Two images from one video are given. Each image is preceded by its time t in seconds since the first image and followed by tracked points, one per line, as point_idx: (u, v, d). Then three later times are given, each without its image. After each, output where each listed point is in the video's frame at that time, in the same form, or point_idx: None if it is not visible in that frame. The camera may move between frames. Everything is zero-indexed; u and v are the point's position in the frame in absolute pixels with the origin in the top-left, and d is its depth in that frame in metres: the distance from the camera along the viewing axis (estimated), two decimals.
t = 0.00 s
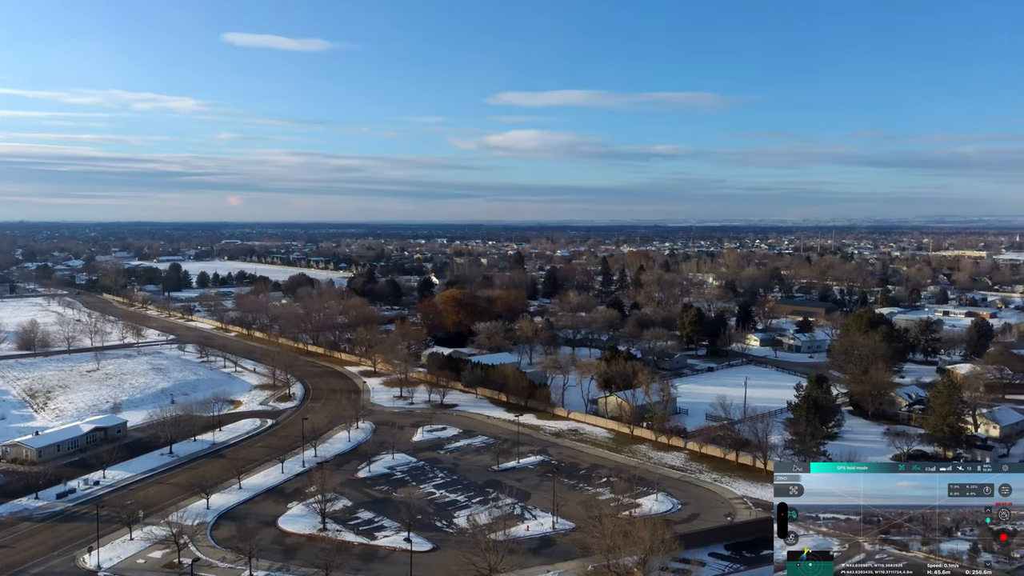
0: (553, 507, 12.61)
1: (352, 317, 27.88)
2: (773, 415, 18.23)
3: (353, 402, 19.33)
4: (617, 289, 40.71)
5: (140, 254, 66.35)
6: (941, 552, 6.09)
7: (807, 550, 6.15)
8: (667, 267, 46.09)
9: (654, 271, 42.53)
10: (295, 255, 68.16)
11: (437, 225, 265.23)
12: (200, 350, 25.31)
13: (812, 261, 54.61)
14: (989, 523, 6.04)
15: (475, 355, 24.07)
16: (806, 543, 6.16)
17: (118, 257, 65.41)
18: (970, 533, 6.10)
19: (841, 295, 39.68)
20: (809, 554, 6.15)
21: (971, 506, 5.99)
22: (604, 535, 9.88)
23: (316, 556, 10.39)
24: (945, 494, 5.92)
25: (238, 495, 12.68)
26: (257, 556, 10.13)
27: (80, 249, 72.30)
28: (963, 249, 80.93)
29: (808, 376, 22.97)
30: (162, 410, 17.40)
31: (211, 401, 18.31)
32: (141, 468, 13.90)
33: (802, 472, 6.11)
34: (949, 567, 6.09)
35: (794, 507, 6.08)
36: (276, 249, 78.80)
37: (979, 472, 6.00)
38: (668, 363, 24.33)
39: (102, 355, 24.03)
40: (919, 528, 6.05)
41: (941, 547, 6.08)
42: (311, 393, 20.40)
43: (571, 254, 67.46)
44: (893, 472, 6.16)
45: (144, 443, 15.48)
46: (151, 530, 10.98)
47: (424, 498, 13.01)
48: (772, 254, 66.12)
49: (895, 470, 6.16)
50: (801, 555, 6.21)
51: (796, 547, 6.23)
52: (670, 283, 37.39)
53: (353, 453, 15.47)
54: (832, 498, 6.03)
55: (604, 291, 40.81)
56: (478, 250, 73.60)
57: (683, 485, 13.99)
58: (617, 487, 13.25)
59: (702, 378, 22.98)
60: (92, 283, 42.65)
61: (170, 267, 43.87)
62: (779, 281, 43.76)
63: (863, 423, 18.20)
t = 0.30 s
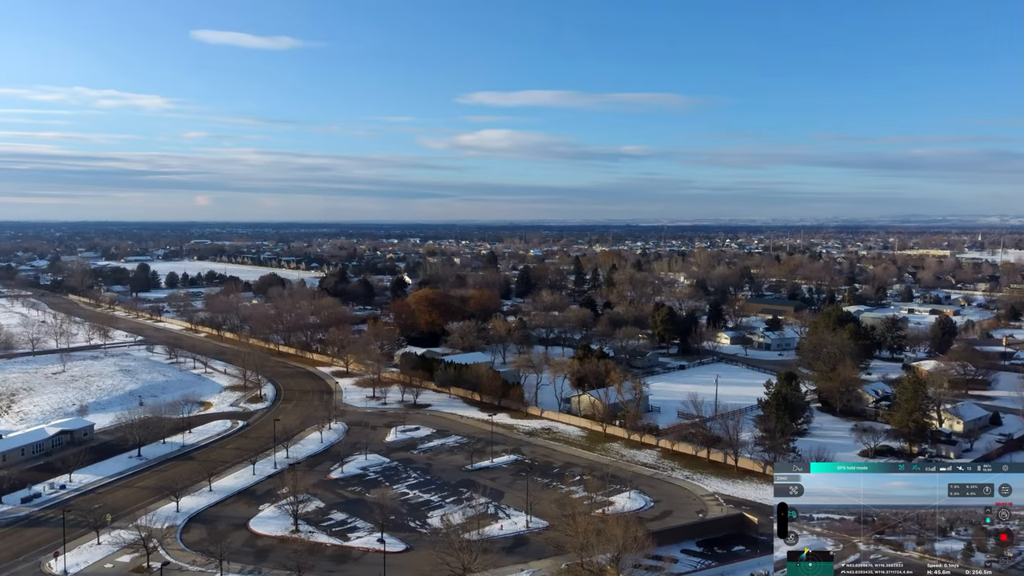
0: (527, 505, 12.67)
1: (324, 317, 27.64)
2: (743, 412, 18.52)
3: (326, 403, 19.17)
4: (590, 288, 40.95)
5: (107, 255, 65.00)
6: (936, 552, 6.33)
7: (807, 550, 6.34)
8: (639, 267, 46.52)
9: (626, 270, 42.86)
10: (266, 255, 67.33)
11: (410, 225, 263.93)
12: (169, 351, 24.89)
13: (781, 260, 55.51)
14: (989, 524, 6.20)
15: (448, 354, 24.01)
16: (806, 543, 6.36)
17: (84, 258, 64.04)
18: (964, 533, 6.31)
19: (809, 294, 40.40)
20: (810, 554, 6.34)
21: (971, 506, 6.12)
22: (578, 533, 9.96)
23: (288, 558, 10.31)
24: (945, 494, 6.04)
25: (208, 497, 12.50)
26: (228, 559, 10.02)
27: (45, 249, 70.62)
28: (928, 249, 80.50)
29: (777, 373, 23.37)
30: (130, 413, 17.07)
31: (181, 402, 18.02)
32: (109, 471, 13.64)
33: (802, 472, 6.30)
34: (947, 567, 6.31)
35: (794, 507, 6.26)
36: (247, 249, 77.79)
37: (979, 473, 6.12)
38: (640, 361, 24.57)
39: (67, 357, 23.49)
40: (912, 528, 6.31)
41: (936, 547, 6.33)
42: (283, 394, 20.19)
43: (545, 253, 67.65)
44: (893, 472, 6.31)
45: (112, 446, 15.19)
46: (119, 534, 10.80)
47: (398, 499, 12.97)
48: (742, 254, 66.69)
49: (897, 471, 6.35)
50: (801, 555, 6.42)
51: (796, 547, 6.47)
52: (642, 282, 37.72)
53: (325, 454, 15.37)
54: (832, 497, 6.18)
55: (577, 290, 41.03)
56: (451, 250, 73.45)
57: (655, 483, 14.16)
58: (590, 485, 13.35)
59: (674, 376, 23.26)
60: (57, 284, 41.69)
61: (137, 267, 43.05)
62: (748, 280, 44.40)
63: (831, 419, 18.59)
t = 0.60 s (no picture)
0: (500, 505, 12.71)
1: (295, 318, 27.38)
2: (714, 409, 18.78)
3: (298, 404, 18.98)
4: (563, 288, 41.11)
5: (73, 255, 63.57)
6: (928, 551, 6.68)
7: (806, 551, 6.59)
8: (612, 266, 46.81)
9: (599, 269, 43.10)
10: (236, 255, 66.43)
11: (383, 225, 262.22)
12: (137, 352, 24.45)
13: (751, 259, 56.30)
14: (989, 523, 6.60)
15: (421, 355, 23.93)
16: (806, 543, 6.62)
17: (49, 258, 62.57)
18: (956, 533, 6.62)
19: (779, 293, 41.04)
20: (809, 554, 6.60)
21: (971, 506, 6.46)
22: (552, 531, 10.01)
23: (260, 561, 10.21)
24: (945, 493, 6.40)
25: (178, 501, 12.32)
26: (199, 563, 9.89)
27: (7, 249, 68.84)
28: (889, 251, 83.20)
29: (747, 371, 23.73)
30: (97, 415, 16.74)
31: (150, 404, 17.71)
32: (76, 475, 13.37)
33: (803, 472, 6.42)
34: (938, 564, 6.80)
35: (794, 506, 6.40)
36: (218, 249, 76.64)
37: (979, 473, 6.48)
38: (613, 360, 24.77)
39: (32, 359, 22.96)
40: (904, 527, 6.71)
41: (929, 545, 6.72)
42: (254, 395, 19.96)
43: (519, 253, 67.68)
44: (893, 472, 6.55)
45: (79, 450, 14.88)
46: (86, 539, 10.59)
47: (371, 500, 12.92)
48: (713, 253, 67.15)
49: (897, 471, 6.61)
50: (802, 555, 6.67)
51: (796, 547, 6.69)
52: (615, 281, 37.98)
53: (297, 455, 15.23)
54: (829, 497, 6.36)
55: (550, 290, 41.16)
56: (424, 250, 73.13)
57: (628, 481, 14.30)
58: (564, 484, 13.41)
59: (646, 374, 23.49)
60: (20, 285, 40.66)
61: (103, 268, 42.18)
62: (720, 279, 44.97)
63: (800, 416, 18.95)
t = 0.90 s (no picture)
0: (475, 505, 12.72)
1: (267, 319, 27.06)
2: (686, 408, 19.00)
3: (269, 406, 18.76)
4: (537, 288, 41.20)
5: (37, 256, 62.09)
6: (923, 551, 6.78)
7: (806, 550, 6.72)
8: (586, 266, 47.05)
9: (573, 269, 43.27)
10: (206, 256, 65.44)
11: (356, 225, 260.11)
12: (104, 355, 23.98)
13: (722, 258, 56.97)
14: (987, 523, 6.66)
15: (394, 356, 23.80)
16: (806, 543, 6.81)
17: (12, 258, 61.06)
18: (951, 533, 6.71)
19: (750, 292, 41.61)
20: (809, 554, 6.72)
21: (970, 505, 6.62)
22: (526, 531, 10.06)
23: (232, 565, 10.09)
24: (944, 493, 6.58)
25: (148, 505, 12.12)
26: (169, 568, 9.75)
27: None
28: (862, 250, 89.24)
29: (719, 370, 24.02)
30: (63, 419, 16.38)
31: (118, 407, 17.38)
32: (41, 481, 13.07)
33: (803, 473, 6.79)
34: (935, 566, 6.81)
35: (794, 506, 6.77)
36: (187, 250, 75.39)
37: (978, 474, 6.67)
38: (587, 359, 24.92)
39: None
40: (900, 528, 6.84)
41: (923, 546, 6.80)
42: (225, 397, 19.69)
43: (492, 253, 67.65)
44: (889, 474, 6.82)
45: (44, 454, 14.55)
46: (52, 545, 10.37)
47: (344, 502, 12.84)
48: (685, 253, 67.63)
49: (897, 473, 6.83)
50: (802, 556, 6.73)
51: (796, 548, 6.80)
52: (588, 281, 38.17)
53: (269, 457, 15.08)
54: (828, 497, 6.68)
55: (524, 290, 41.22)
56: (398, 250, 72.71)
57: (602, 480, 14.41)
58: (538, 484, 13.46)
59: (619, 374, 23.66)
60: None
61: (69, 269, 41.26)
62: (692, 279, 45.46)
63: (771, 414, 19.26)
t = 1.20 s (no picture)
0: (449, 506, 12.72)
1: (238, 320, 26.72)
2: (659, 407, 19.20)
3: (241, 408, 18.56)
4: (510, 288, 41.30)
5: None
6: (915, 551, 6.36)
7: (807, 550, 6.41)
8: (559, 266, 47.27)
9: (546, 269, 43.43)
10: (175, 257, 64.40)
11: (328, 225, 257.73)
12: (70, 357, 23.49)
13: (693, 259, 57.68)
14: (988, 523, 6.23)
15: (368, 356, 23.69)
16: (806, 543, 6.44)
17: None
18: (943, 533, 6.31)
19: (720, 292, 42.20)
20: (809, 553, 6.41)
21: (971, 505, 6.16)
22: (501, 531, 10.06)
23: (203, 569, 9.96)
24: (944, 493, 6.15)
25: (116, 510, 11.91)
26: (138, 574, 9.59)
27: None
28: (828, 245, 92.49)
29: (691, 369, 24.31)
30: (28, 423, 16.01)
31: (85, 411, 17.03)
32: (5, 486, 12.77)
33: (803, 472, 6.41)
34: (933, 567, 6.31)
35: (794, 507, 6.39)
36: (156, 250, 74.09)
37: (978, 473, 6.19)
38: (560, 359, 25.06)
39: None
40: (891, 527, 6.42)
41: (914, 546, 6.37)
42: (196, 400, 19.42)
43: (465, 252, 67.55)
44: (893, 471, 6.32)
45: (8, 460, 14.20)
46: (17, 552, 10.14)
47: (317, 504, 12.75)
48: (657, 253, 68.11)
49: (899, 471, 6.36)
50: (801, 555, 6.45)
51: (796, 548, 6.49)
52: (562, 281, 38.37)
53: (241, 460, 14.91)
54: (829, 496, 6.30)
55: (497, 290, 41.28)
56: (371, 250, 72.32)
57: (576, 479, 14.51)
58: (512, 484, 13.50)
59: (593, 373, 23.85)
60: None
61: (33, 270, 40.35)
62: (664, 279, 45.94)
63: (742, 412, 19.57)
